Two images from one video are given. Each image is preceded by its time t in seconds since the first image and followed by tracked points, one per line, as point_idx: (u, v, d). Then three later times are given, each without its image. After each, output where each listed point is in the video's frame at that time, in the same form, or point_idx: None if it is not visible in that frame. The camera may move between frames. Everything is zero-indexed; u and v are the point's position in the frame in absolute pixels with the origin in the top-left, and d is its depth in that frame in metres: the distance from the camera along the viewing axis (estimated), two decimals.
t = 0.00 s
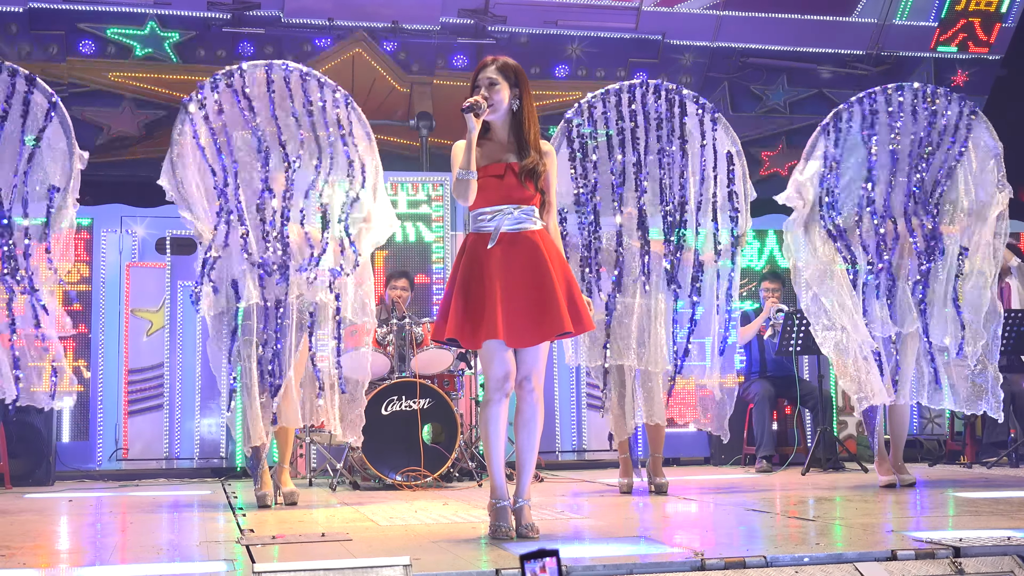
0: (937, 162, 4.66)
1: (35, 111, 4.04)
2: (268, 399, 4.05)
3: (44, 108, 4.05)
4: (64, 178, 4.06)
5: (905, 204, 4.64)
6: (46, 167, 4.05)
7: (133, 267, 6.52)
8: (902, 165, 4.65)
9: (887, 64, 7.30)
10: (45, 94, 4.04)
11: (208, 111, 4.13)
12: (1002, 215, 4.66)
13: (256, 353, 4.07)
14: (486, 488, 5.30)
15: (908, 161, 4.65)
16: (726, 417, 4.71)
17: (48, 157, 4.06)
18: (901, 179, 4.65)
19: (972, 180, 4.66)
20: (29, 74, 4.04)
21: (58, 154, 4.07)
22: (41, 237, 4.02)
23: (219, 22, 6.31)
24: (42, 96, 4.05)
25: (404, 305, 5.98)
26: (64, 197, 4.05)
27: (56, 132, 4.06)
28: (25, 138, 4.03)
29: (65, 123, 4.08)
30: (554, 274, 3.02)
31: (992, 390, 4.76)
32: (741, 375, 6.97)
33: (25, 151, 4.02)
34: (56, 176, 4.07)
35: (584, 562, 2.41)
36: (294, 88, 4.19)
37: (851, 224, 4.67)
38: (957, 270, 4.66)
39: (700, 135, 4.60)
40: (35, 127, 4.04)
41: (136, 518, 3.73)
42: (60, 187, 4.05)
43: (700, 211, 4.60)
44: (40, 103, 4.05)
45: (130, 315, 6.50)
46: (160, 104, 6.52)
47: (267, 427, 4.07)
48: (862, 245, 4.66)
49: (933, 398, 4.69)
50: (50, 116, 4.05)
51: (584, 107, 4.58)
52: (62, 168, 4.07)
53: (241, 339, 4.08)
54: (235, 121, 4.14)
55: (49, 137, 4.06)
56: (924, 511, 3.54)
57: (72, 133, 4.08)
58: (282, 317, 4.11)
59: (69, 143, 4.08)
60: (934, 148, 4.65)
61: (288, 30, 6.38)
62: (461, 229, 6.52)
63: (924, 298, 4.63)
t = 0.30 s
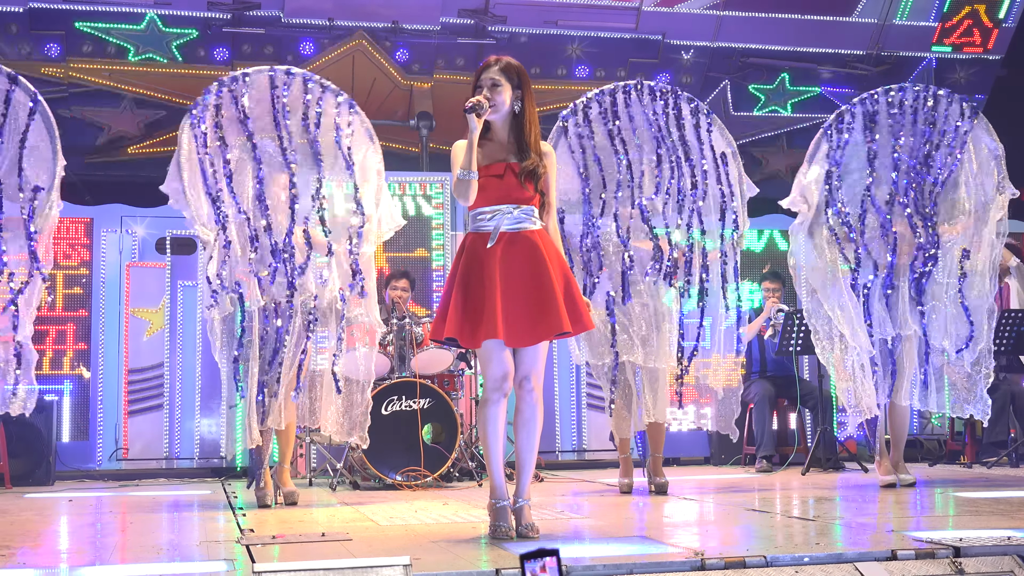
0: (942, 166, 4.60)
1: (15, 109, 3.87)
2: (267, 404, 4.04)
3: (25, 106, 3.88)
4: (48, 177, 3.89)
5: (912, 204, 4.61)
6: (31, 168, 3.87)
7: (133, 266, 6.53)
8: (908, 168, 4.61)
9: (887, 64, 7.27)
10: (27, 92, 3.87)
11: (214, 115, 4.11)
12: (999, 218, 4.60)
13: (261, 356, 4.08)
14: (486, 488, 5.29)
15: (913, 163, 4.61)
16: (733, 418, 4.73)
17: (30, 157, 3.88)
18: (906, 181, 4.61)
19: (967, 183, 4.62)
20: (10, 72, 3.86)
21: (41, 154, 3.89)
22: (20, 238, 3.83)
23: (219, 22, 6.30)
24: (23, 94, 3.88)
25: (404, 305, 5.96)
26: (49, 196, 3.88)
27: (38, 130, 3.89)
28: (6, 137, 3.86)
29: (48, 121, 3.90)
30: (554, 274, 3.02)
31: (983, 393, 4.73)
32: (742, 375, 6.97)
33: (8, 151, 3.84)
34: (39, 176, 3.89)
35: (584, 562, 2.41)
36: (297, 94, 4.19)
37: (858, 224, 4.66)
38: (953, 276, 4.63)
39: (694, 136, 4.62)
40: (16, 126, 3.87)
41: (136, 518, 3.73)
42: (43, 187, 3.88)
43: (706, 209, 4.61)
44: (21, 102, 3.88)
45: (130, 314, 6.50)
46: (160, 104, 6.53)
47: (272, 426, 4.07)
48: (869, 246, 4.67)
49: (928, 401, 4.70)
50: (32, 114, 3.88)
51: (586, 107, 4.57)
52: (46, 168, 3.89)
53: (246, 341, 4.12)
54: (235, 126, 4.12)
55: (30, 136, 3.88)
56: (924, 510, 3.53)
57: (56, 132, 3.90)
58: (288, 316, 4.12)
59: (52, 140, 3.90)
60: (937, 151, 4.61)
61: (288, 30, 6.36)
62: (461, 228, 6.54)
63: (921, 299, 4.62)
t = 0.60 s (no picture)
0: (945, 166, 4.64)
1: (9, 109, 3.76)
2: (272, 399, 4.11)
3: (19, 105, 3.76)
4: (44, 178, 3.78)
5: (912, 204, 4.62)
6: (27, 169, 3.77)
7: (133, 266, 6.53)
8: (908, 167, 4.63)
9: (887, 64, 7.28)
10: (19, 91, 3.75)
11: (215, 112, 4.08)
12: (1003, 220, 4.64)
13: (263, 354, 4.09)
14: (486, 488, 5.29)
15: (914, 163, 4.63)
16: (730, 415, 4.76)
17: (27, 157, 3.77)
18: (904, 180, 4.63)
19: (968, 184, 4.66)
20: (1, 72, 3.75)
21: (37, 154, 3.78)
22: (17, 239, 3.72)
23: (219, 22, 6.30)
24: (16, 93, 3.76)
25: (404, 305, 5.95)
26: (46, 197, 3.77)
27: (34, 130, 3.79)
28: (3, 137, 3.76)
29: (42, 121, 3.79)
30: (554, 274, 3.02)
31: (987, 395, 4.74)
32: (742, 375, 6.97)
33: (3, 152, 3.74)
34: (37, 177, 3.79)
35: (584, 562, 2.41)
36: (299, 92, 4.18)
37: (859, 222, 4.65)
38: (954, 280, 4.64)
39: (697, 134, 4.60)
40: (11, 125, 3.76)
41: (136, 518, 3.73)
42: (40, 187, 3.76)
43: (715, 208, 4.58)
44: (17, 102, 3.76)
45: (130, 315, 6.50)
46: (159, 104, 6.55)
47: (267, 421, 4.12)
48: (876, 244, 4.66)
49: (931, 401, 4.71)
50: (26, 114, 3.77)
51: (586, 105, 4.55)
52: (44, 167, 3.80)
53: (251, 342, 4.09)
54: (235, 124, 4.10)
55: (26, 135, 3.77)
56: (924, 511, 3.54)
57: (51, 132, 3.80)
58: (290, 313, 4.14)
59: (47, 140, 3.79)
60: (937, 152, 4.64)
61: (288, 30, 6.36)
62: (461, 228, 6.55)
63: (928, 299, 4.64)
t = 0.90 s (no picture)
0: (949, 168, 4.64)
1: (14, 112, 3.83)
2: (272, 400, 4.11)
3: (23, 108, 3.83)
4: (49, 179, 3.86)
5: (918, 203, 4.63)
6: (31, 168, 3.83)
7: (133, 266, 6.53)
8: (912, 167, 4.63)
9: (887, 64, 7.27)
10: (24, 93, 3.82)
11: (219, 112, 4.07)
12: (1008, 222, 4.63)
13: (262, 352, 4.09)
14: (486, 488, 5.29)
15: (916, 163, 4.64)
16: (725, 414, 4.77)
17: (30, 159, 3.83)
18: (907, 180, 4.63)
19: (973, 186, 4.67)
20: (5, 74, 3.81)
21: (41, 156, 3.85)
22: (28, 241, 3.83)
23: (219, 22, 6.30)
24: (20, 95, 3.82)
25: (404, 305, 5.94)
26: (51, 198, 3.85)
27: (38, 131, 3.85)
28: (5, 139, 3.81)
29: (45, 122, 3.86)
30: (555, 276, 3.03)
31: (992, 397, 4.74)
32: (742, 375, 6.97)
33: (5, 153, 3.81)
34: (41, 176, 3.85)
35: (584, 562, 2.41)
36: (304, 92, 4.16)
37: (862, 221, 4.65)
38: (959, 282, 4.65)
39: (699, 135, 4.57)
40: (15, 127, 3.83)
41: (136, 518, 3.73)
42: (45, 188, 3.85)
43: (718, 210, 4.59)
44: (19, 104, 3.82)
45: (130, 315, 6.50)
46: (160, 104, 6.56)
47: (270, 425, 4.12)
48: (881, 243, 4.63)
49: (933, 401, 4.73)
50: (30, 116, 3.83)
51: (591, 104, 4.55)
52: (47, 167, 3.86)
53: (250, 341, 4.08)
54: (241, 125, 4.08)
55: (30, 137, 3.83)
56: (924, 511, 3.54)
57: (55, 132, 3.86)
58: (292, 315, 4.13)
59: (51, 141, 3.85)
60: (942, 153, 4.64)
61: (288, 30, 6.38)
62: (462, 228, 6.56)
63: (939, 300, 4.64)
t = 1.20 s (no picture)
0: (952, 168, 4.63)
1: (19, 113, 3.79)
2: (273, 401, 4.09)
3: (29, 109, 3.80)
4: (55, 179, 3.86)
5: (923, 201, 4.61)
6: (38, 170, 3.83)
7: (133, 267, 6.53)
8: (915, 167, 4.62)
9: (887, 64, 7.26)
10: (31, 94, 3.79)
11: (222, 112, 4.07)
12: (1008, 220, 4.62)
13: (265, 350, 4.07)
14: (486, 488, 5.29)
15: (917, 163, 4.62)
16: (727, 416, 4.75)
17: (37, 160, 3.82)
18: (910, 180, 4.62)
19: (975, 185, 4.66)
20: (12, 74, 3.78)
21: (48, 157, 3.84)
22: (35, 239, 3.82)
23: (219, 22, 6.28)
24: (27, 96, 3.80)
25: (405, 306, 5.94)
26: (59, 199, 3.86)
27: (46, 132, 3.84)
28: (11, 140, 3.78)
29: (53, 124, 3.85)
30: (559, 275, 3.03)
31: (992, 396, 4.69)
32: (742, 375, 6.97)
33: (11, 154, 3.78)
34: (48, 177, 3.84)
35: (584, 562, 2.41)
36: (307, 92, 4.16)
37: (863, 221, 4.66)
38: (961, 282, 4.62)
39: (696, 135, 4.59)
40: (21, 128, 3.80)
41: (136, 518, 3.74)
42: (54, 189, 3.85)
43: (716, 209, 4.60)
44: (27, 105, 3.80)
45: (130, 315, 6.50)
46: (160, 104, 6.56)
47: (271, 425, 4.10)
48: (884, 241, 4.63)
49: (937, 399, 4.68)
50: (38, 118, 3.81)
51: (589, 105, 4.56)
52: (55, 169, 3.86)
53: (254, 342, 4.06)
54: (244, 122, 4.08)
55: (36, 138, 3.82)
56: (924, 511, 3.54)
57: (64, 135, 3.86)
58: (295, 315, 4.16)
59: (57, 142, 3.85)
60: (946, 154, 4.62)
61: (288, 30, 6.36)
62: (462, 228, 6.55)
63: (946, 297, 4.62)
